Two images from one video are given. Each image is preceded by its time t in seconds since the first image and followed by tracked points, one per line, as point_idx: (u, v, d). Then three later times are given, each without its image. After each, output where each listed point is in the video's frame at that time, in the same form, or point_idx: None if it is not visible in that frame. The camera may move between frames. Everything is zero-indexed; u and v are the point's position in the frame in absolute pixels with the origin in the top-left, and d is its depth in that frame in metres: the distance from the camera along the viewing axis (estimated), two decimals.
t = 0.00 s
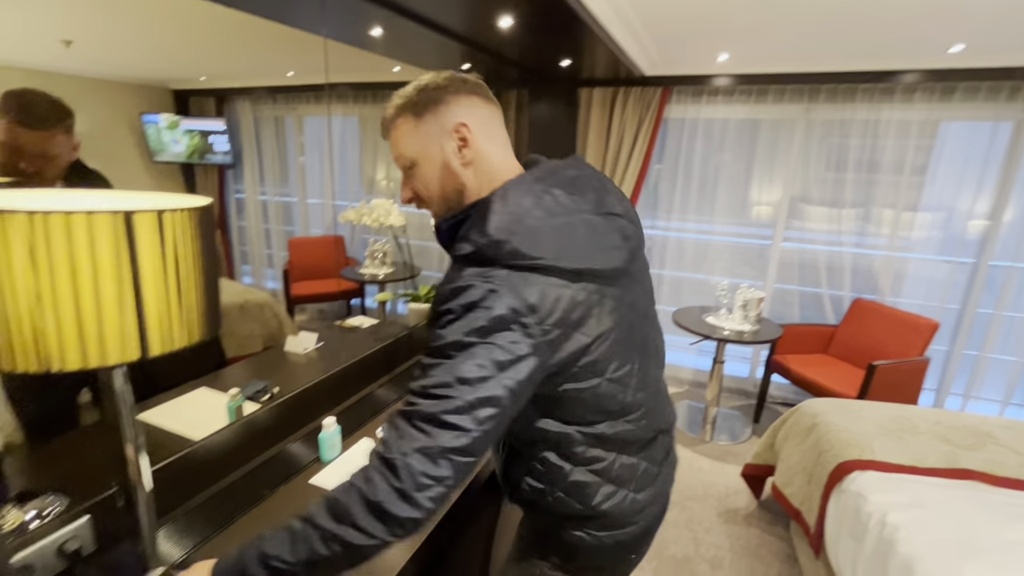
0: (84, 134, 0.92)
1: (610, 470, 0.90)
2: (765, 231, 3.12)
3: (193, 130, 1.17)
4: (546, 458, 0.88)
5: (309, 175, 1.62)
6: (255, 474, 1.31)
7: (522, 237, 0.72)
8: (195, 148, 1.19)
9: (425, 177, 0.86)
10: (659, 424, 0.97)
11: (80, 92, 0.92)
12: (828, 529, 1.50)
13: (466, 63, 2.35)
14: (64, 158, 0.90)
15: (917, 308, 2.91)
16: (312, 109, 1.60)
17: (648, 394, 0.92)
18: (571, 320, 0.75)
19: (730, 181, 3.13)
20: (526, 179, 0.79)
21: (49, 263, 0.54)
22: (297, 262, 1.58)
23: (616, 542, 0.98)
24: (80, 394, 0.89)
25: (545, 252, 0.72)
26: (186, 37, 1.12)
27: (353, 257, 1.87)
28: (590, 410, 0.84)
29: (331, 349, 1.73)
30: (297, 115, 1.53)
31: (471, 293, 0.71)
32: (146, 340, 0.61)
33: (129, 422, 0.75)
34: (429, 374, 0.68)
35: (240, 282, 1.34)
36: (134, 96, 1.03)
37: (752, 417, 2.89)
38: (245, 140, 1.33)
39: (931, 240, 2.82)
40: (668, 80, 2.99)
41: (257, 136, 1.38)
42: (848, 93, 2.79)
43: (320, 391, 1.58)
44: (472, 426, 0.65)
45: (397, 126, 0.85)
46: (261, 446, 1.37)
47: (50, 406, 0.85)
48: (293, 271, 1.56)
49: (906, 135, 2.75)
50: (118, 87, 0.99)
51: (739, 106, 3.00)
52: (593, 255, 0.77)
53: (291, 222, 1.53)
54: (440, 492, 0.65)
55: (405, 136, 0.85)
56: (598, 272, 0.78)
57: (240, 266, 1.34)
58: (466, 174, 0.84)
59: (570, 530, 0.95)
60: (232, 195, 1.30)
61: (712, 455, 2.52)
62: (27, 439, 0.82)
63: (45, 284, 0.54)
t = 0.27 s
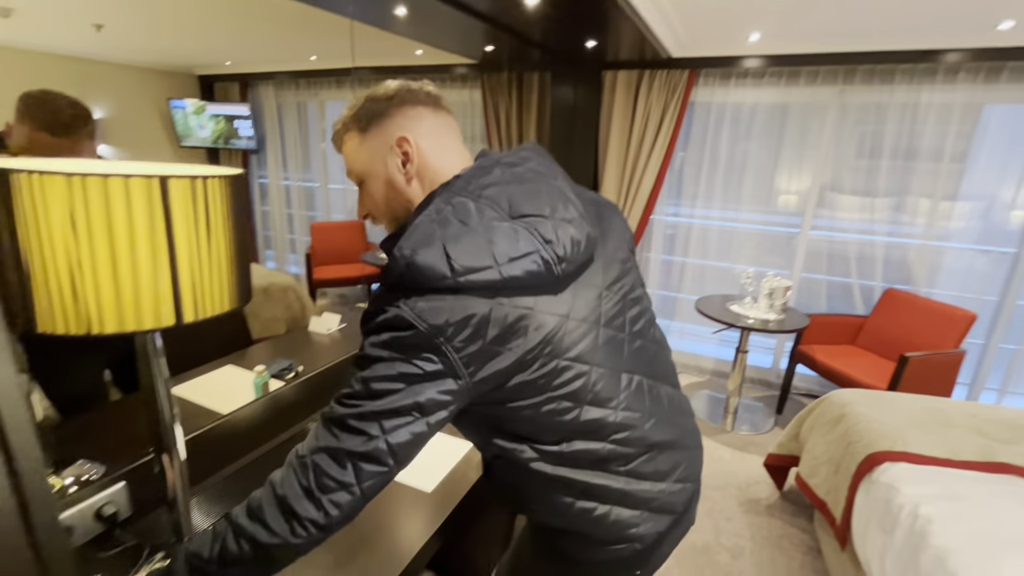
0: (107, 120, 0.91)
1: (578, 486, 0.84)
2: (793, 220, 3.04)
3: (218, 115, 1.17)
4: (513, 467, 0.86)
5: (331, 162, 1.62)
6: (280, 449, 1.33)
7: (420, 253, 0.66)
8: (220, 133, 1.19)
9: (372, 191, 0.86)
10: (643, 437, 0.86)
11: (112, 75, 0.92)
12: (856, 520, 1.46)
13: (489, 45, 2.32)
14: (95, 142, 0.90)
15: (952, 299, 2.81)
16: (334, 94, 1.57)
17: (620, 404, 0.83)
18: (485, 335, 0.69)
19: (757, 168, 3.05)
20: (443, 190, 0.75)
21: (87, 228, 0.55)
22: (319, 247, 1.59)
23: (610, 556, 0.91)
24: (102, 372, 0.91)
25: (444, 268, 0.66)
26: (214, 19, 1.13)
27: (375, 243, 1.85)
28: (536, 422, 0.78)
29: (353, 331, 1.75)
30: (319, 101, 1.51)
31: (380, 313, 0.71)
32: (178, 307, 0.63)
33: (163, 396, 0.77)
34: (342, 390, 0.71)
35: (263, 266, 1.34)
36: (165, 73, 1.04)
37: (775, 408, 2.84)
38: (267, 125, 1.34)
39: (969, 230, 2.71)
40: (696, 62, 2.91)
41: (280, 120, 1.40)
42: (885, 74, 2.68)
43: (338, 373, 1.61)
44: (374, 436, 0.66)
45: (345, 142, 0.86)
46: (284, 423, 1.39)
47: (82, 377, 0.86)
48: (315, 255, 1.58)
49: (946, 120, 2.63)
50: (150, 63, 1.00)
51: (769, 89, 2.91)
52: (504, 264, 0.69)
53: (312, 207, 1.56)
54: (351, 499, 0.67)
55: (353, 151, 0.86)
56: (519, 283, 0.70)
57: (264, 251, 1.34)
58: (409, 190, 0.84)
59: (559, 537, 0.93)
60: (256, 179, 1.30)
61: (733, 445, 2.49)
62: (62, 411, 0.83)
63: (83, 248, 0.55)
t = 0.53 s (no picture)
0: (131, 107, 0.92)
1: (578, 473, 0.83)
2: (816, 211, 2.98)
3: (240, 103, 1.19)
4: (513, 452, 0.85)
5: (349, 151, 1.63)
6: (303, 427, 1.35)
7: (416, 229, 0.66)
8: (241, 121, 1.21)
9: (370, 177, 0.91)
10: (645, 422, 0.86)
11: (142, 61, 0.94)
12: (876, 513, 1.45)
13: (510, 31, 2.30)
14: (124, 127, 0.92)
15: (981, 293, 2.74)
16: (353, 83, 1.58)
17: (621, 388, 0.82)
18: (482, 315, 0.69)
19: (780, 158, 2.99)
20: (441, 168, 0.75)
21: (125, 200, 0.56)
22: (337, 235, 1.65)
23: (612, 543, 0.90)
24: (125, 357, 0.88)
25: (440, 245, 0.66)
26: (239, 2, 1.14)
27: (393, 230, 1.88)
28: (535, 406, 0.78)
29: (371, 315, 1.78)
30: (338, 89, 1.52)
31: (377, 294, 0.70)
32: (210, 279, 0.65)
33: (194, 368, 0.79)
34: (341, 372, 0.70)
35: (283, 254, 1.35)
36: (194, 54, 1.05)
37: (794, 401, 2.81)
38: (289, 112, 1.33)
39: (1001, 223, 2.63)
40: (719, 48, 2.85)
41: (300, 108, 1.39)
42: (917, 59, 2.59)
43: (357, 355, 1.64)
44: (373, 418, 0.66)
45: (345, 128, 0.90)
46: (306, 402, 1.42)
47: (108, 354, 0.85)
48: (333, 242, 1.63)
49: (980, 109, 2.54)
50: (179, 45, 1.02)
51: (795, 76, 2.84)
52: (502, 242, 0.68)
53: (330, 195, 1.58)
54: (353, 481, 0.68)
55: (353, 143, 0.90)
56: (517, 260, 0.70)
57: (284, 238, 1.35)
58: (400, 174, 0.86)
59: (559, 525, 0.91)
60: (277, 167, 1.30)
61: (750, 436, 2.47)
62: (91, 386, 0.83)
63: (121, 219, 0.57)
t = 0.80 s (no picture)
0: (150, 97, 0.94)
1: (581, 466, 0.83)
2: (834, 205, 2.93)
3: (255, 93, 1.17)
4: (517, 444, 0.85)
5: (361, 141, 1.66)
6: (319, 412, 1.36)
7: (418, 221, 0.66)
8: (256, 112, 1.19)
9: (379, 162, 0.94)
10: (648, 415, 0.86)
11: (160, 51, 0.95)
12: (889, 511, 1.43)
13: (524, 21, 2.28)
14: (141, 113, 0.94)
15: (1003, 291, 2.68)
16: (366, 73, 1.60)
17: (625, 381, 0.82)
18: (487, 309, 0.69)
19: (797, 151, 2.94)
20: (444, 159, 0.75)
21: (146, 186, 0.57)
22: (350, 225, 1.73)
23: (614, 534, 0.90)
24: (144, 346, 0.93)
25: (444, 237, 0.66)
26: None
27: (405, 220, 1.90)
28: (540, 399, 0.78)
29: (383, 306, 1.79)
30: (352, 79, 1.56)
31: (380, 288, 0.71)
32: (228, 265, 0.65)
33: (210, 349, 0.79)
34: (346, 369, 0.71)
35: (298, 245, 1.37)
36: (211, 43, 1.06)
37: (807, 397, 2.78)
38: (302, 102, 1.35)
39: None
40: (737, 38, 2.80)
41: (314, 98, 1.42)
42: (943, 50, 2.53)
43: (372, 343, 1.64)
44: (378, 415, 0.67)
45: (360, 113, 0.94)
46: (321, 388, 1.42)
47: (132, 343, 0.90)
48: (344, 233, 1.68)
49: (1007, 102, 2.47)
50: (197, 33, 1.03)
51: (815, 67, 2.78)
52: (506, 233, 0.68)
53: (343, 185, 1.62)
54: (361, 478, 0.68)
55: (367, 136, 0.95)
56: (522, 252, 0.70)
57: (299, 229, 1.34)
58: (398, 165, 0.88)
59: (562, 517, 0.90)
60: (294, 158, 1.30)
61: (761, 432, 2.45)
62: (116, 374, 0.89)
63: (142, 205, 0.58)
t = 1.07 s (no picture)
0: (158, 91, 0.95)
1: (582, 463, 0.83)
2: (844, 204, 2.90)
3: (264, 88, 1.20)
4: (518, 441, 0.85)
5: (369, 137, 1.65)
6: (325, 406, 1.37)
7: (422, 220, 0.66)
8: (265, 107, 1.22)
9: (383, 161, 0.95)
10: (650, 413, 0.86)
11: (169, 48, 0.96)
12: (895, 513, 1.42)
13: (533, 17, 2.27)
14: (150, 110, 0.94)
15: (1016, 292, 2.64)
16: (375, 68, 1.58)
17: (627, 379, 0.82)
18: (491, 308, 0.69)
19: (807, 150, 2.91)
20: (447, 156, 0.75)
21: (155, 182, 0.58)
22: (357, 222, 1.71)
23: (615, 530, 0.90)
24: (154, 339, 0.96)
25: (449, 237, 0.66)
26: None
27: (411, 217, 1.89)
28: (542, 397, 0.78)
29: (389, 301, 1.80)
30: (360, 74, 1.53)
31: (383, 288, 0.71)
32: (236, 260, 0.66)
33: (217, 343, 0.80)
34: (349, 368, 0.71)
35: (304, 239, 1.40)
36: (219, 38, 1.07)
37: (814, 398, 2.76)
38: (311, 99, 1.35)
39: None
40: (748, 35, 2.77)
41: (321, 95, 1.41)
42: (958, 47, 2.49)
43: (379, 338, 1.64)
44: (381, 415, 0.67)
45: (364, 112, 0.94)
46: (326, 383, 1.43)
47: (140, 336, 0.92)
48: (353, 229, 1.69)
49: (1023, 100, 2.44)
50: (206, 29, 1.03)
51: (826, 64, 2.75)
52: (511, 232, 0.68)
53: (351, 181, 1.64)
54: (365, 477, 0.69)
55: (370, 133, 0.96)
56: (526, 250, 0.70)
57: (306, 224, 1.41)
58: (395, 165, 0.89)
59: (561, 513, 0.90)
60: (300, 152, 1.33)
61: (767, 432, 2.44)
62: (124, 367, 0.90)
63: (150, 201, 0.58)
